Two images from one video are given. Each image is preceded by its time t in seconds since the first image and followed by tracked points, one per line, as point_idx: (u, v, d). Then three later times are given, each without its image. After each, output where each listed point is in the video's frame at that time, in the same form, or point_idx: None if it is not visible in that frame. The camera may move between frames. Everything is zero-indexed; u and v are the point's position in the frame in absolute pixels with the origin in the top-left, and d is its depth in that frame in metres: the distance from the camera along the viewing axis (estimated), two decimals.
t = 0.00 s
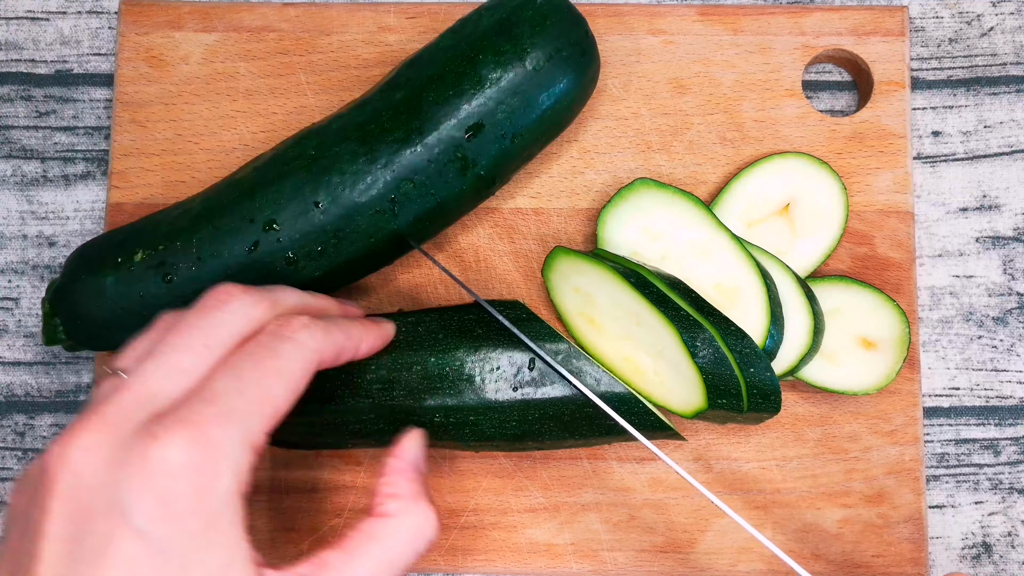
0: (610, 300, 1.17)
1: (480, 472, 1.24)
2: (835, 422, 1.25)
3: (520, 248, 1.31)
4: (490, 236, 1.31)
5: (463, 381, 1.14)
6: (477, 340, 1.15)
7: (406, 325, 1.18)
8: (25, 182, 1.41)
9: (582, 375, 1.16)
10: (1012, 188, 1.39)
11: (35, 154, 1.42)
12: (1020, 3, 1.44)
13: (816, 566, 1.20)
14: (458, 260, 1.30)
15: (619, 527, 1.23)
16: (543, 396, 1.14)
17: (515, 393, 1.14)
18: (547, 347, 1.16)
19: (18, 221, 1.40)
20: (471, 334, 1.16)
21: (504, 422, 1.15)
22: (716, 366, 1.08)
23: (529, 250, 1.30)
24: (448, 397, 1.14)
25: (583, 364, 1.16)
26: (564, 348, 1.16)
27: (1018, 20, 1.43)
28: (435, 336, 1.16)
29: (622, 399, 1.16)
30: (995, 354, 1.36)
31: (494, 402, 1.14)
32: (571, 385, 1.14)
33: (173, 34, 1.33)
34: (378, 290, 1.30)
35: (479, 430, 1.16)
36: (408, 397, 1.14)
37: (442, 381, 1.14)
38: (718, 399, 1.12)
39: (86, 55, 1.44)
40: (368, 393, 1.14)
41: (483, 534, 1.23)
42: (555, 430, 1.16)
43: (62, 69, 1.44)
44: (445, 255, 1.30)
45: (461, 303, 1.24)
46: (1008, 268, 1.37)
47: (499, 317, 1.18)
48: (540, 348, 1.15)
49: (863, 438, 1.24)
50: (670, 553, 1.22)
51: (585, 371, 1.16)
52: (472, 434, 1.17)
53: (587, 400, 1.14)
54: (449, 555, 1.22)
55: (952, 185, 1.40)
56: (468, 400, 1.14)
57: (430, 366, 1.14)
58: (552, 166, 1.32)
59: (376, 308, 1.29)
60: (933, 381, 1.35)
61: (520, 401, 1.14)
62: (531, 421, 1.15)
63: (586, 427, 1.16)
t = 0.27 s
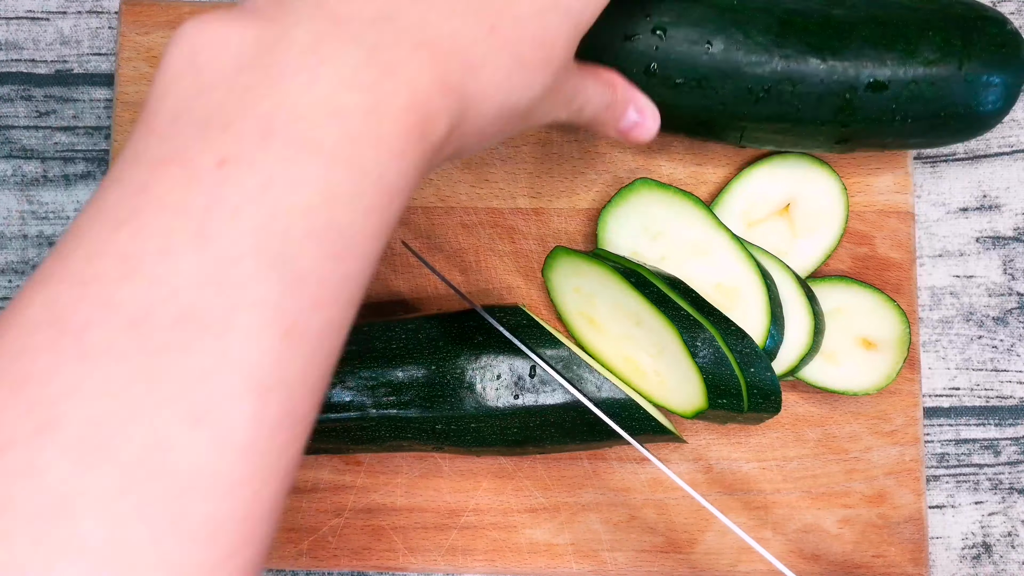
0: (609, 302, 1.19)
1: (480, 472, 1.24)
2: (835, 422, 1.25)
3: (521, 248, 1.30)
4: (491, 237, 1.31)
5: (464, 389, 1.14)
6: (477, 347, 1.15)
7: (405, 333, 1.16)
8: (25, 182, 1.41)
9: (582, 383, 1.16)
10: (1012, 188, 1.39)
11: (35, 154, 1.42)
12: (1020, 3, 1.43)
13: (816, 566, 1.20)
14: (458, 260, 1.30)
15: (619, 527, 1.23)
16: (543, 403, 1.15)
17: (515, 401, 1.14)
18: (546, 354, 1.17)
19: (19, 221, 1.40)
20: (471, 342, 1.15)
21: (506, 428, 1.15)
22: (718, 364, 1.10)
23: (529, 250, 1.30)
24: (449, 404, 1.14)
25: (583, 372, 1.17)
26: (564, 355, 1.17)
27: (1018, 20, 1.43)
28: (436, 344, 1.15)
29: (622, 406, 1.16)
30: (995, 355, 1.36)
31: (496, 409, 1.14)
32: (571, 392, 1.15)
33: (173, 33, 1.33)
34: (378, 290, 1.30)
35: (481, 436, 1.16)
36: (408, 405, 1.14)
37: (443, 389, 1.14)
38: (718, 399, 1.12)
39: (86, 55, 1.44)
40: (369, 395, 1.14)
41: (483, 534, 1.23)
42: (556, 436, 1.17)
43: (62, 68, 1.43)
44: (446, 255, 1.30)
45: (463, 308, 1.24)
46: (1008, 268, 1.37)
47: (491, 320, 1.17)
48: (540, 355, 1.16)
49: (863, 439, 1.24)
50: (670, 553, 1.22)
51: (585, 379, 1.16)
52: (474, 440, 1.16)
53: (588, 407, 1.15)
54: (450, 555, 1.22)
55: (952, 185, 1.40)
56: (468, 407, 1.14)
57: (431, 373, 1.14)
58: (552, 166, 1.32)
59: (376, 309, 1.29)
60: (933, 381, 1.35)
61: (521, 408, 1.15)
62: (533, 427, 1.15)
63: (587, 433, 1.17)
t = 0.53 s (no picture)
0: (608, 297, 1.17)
1: (480, 472, 1.25)
2: (835, 422, 1.25)
3: (520, 248, 1.30)
4: (491, 236, 1.31)
5: (462, 375, 1.15)
6: (476, 335, 1.16)
7: (406, 321, 1.19)
8: (25, 182, 1.41)
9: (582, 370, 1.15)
10: (1012, 188, 1.39)
11: (35, 154, 1.42)
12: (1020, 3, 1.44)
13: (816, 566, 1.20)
14: (458, 260, 1.30)
15: (619, 527, 1.23)
16: (544, 389, 1.13)
17: (514, 387, 1.14)
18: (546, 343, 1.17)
19: (19, 221, 1.40)
20: (469, 329, 1.16)
21: (505, 414, 1.15)
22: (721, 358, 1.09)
23: (529, 250, 1.30)
24: (447, 392, 1.15)
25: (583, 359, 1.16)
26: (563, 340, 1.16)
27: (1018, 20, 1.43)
28: (434, 331, 1.17)
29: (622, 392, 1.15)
30: (995, 354, 1.36)
31: (494, 395, 1.14)
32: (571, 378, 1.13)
33: (173, 33, 1.33)
34: (378, 290, 1.30)
35: (479, 425, 1.16)
36: (407, 392, 1.15)
37: (441, 375, 1.15)
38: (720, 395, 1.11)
39: (86, 55, 1.44)
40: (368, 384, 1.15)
41: (483, 534, 1.23)
42: (556, 424, 1.16)
43: (62, 69, 1.44)
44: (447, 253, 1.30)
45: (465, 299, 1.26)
46: (1008, 268, 1.37)
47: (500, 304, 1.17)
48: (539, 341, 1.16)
49: (863, 439, 1.24)
50: (670, 553, 1.22)
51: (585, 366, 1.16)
52: (472, 430, 1.17)
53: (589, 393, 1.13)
54: (450, 555, 1.22)
55: (952, 185, 1.40)
56: (467, 395, 1.14)
57: (430, 361, 1.15)
58: (552, 166, 1.32)
59: (376, 309, 1.29)
60: (933, 381, 1.35)
61: (520, 395, 1.14)
62: (531, 415, 1.15)
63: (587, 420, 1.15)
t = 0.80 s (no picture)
0: (600, 279, 1.19)
1: (479, 472, 1.24)
2: (835, 422, 1.25)
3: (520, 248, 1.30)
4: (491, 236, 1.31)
5: (462, 380, 1.15)
6: (476, 340, 1.17)
7: (406, 326, 1.19)
8: (25, 182, 1.41)
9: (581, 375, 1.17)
10: (1012, 188, 1.39)
11: (35, 154, 1.42)
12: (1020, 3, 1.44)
13: (816, 566, 1.20)
14: (458, 260, 1.30)
15: (619, 527, 1.23)
16: (544, 395, 1.15)
17: (514, 393, 1.15)
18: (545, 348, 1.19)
19: (19, 221, 1.40)
20: (470, 334, 1.17)
21: (505, 420, 1.16)
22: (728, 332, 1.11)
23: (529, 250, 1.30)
24: (447, 397, 1.15)
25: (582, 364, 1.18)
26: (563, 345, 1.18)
27: (1018, 20, 1.43)
28: (434, 337, 1.17)
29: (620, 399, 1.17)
30: (995, 354, 1.36)
31: (494, 402, 1.15)
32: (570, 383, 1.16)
33: (173, 33, 1.33)
34: (378, 290, 1.30)
35: (479, 430, 1.16)
36: (407, 396, 1.15)
37: (442, 380, 1.15)
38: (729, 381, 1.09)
39: (86, 55, 1.44)
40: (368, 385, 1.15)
41: (483, 534, 1.23)
42: (556, 430, 1.17)
43: (63, 68, 1.44)
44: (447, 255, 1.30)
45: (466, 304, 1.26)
46: (1008, 268, 1.37)
47: (511, 239, 1.08)
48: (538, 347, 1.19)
49: (863, 439, 1.24)
50: (670, 554, 1.22)
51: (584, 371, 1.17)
52: (473, 435, 1.17)
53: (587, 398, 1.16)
54: (449, 556, 1.22)
55: (952, 185, 1.40)
56: (468, 400, 1.15)
57: (430, 365, 1.15)
58: (552, 166, 1.32)
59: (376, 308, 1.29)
60: (933, 381, 1.35)
61: (520, 400, 1.15)
62: (532, 420, 1.16)
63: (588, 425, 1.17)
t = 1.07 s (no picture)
0: (592, 280, 1.19)
1: (479, 472, 1.24)
2: (835, 422, 1.25)
3: (520, 248, 1.30)
4: (491, 236, 1.31)
5: (462, 369, 1.15)
6: (476, 329, 1.18)
7: (405, 318, 1.19)
8: (25, 182, 1.41)
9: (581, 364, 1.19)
10: (1012, 188, 1.39)
11: (35, 154, 1.42)
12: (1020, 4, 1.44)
13: (816, 566, 1.20)
14: (458, 260, 1.30)
15: (619, 527, 1.23)
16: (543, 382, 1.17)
17: (515, 380, 1.16)
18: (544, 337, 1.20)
19: (19, 222, 1.40)
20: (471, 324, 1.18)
21: (506, 408, 1.16)
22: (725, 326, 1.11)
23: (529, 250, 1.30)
24: (446, 386, 1.15)
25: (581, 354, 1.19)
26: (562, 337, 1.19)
27: (1018, 20, 1.43)
28: (434, 326, 1.18)
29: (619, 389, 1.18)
30: (995, 354, 1.36)
31: (494, 390, 1.15)
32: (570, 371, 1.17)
33: (173, 33, 1.33)
34: (378, 290, 1.29)
35: (479, 419, 1.16)
36: (407, 385, 1.15)
37: (441, 370, 1.15)
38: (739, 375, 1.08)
39: (86, 55, 1.44)
40: (368, 383, 1.15)
41: (483, 534, 1.23)
42: (556, 419, 1.17)
43: (62, 69, 1.44)
44: (447, 255, 1.30)
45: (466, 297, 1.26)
46: (1008, 268, 1.37)
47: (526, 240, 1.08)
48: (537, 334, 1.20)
49: (863, 439, 1.24)
50: (670, 553, 1.22)
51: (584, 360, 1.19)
52: (472, 424, 1.17)
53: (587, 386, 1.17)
54: (449, 556, 1.22)
55: (952, 185, 1.40)
56: (468, 389, 1.15)
57: (430, 354, 1.15)
58: (552, 166, 1.32)
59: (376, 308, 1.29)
60: (933, 381, 1.35)
61: (520, 388, 1.15)
62: (531, 409, 1.16)
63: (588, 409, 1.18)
